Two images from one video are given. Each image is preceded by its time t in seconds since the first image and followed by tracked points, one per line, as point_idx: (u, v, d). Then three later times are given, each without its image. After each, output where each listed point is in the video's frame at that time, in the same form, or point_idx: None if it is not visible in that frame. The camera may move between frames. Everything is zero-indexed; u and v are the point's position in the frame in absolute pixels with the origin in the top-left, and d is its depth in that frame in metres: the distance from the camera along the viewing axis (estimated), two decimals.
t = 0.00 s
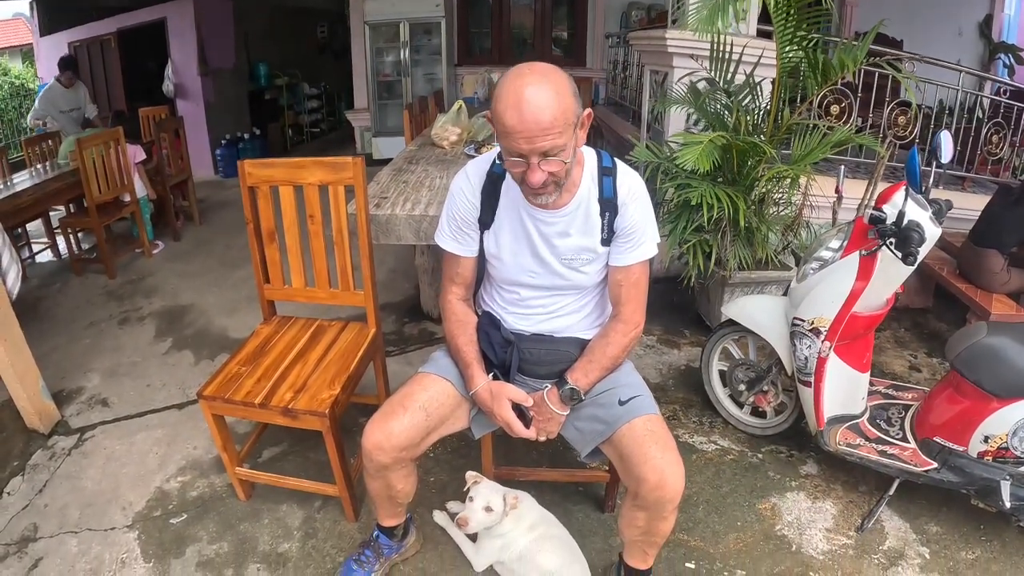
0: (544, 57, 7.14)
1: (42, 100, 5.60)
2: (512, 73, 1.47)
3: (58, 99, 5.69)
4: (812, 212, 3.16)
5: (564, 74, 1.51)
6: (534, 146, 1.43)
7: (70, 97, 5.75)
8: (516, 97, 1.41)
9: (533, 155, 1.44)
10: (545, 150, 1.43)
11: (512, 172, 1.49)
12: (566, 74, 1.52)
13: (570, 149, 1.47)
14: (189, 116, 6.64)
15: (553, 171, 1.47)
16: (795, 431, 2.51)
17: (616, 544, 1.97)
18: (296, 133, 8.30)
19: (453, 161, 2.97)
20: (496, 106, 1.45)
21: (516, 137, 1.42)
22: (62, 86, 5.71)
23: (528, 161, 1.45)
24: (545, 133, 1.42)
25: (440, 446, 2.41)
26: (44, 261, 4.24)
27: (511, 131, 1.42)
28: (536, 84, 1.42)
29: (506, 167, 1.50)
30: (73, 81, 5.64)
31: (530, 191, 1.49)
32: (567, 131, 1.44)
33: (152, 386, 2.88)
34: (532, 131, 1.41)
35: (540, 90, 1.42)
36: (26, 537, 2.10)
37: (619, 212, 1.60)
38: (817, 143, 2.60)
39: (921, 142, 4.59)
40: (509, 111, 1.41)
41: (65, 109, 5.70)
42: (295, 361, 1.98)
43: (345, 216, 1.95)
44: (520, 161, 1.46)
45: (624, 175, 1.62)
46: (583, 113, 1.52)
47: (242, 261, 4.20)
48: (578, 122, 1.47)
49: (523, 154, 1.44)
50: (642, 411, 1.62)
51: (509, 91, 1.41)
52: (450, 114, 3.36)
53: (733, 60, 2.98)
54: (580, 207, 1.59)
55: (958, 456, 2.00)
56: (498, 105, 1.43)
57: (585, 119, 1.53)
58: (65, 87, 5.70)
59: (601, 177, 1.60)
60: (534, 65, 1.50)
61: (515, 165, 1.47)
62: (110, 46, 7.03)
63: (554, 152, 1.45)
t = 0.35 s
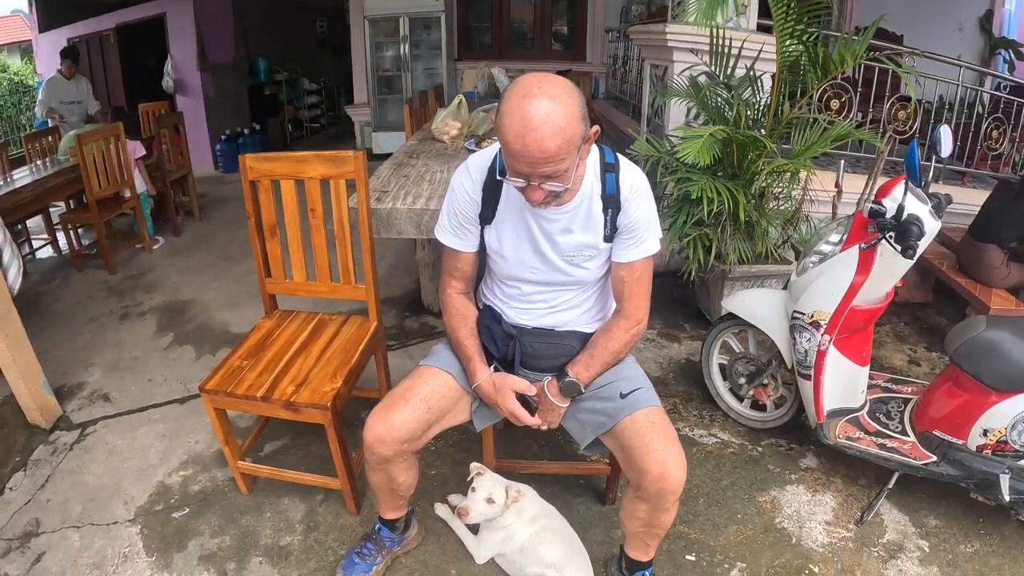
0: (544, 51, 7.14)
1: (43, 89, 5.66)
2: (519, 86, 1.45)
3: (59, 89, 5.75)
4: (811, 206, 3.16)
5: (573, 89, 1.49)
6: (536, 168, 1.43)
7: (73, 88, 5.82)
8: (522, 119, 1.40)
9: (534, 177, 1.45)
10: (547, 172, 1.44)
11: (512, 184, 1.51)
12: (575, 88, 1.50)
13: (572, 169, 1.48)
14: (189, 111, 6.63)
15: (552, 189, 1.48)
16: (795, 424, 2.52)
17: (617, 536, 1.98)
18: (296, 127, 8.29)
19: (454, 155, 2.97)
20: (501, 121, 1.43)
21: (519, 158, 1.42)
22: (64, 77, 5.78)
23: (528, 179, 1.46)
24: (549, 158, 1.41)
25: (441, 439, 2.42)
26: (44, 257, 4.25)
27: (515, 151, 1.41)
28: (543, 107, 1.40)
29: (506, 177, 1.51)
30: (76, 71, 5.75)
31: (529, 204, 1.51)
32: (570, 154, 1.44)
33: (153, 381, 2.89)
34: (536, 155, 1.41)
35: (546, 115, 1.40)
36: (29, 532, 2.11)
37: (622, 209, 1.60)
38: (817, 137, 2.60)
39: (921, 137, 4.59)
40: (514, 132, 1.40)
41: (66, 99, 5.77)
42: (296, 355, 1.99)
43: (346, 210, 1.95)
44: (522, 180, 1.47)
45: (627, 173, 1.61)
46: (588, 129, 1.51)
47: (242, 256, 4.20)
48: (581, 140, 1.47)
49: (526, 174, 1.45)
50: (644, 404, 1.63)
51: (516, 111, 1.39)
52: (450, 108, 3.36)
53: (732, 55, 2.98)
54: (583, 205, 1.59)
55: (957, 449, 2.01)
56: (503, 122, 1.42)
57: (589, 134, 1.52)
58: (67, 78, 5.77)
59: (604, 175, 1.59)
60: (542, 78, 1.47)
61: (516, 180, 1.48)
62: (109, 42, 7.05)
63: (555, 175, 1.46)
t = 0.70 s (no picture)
0: (544, 47, 7.13)
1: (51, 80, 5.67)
2: (521, 94, 1.43)
3: (63, 83, 5.77)
4: (811, 202, 3.17)
5: (576, 98, 1.47)
6: (536, 180, 1.43)
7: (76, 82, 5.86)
8: (524, 129, 1.38)
9: (534, 187, 1.45)
10: (547, 183, 1.43)
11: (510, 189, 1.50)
12: (578, 97, 1.48)
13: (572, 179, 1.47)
14: (188, 107, 6.62)
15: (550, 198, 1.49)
16: (794, 420, 2.52)
17: (617, 530, 1.99)
18: (296, 123, 8.29)
19: (454, 151, 2.97)
20: (502, 129, 1.42)
21: (520, 168, 1.42)
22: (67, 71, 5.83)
23: (527, 188, 1.46)
24: (549, 171, 1.41)
25: (442, 434, 2.42)
26: (45, 254, 4.25)
27: (515, 160, 1.40)
28: (546, 118, 1.39)
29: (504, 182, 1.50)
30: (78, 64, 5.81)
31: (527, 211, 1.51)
32: (570, 165, 1.43)
33: (154, 377, 2.89)
34: (538, 168, 1.40)
35: (550, 129, 1.39)
36: (30, 529, 2.11)
37: (622, 208, 1.60)
38: (817, 132, 2.60)
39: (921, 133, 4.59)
40: (516, 143, 1.39)
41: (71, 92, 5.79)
42: (297, 350, 2.00)
43: (347, 206, 1.96)
44: (521, 188, 1.46)
45: (627, 172, 1.61)
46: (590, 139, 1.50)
47: (242, 252, 4.20)
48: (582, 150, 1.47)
49: (526, 183, 1.44)
50: (643, 399, 1.63)
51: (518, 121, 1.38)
52: (450, 103, 3.35)
53: (732, 50, 2.97)
54: (584, 204, 1.59)
55: (956, 445, 2.01)
56: (505, 131, 1.40)
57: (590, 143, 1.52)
58: (70, 72, 5.81)
59: (605, 174, 1.59)
60: (544, 86, 1.46)
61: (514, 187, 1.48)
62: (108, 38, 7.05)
63: (555, 187, 1.45)
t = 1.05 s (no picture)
0: (544, 42, 7.13)
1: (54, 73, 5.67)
2: (472, 153, 1.29)
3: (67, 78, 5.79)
4: (810, 196, 3.17)
5: (536, 154, 1.31)
6: (487, 249, 1.32)
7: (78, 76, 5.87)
8: (471, 200, 1.25)
9: (489, 254, 1.34)
10: (501, 253, 1.31)
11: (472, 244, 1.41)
12: (540, 150, 1.32)
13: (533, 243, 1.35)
14: (187, 103, 6.61)
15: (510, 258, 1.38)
16: (794, 414, 2.53)
17: (617, 525, 1.99)
18: (296, 119, 8.29)
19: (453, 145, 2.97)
20: (452, 193, 1.29)
21: (472, 239, 1.30)
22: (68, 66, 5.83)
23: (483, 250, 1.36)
24: (502, 244, 1.29)
25: (442, 428, 2.42)
26: (44, 251, 4.25)
27: (465, 230, 1.29)
28: (494, 189, 1.24)
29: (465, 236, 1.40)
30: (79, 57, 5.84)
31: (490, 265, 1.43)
32: (527, 235, 1.30)
33: (154, 373, 2.90)
34: (489, 242, 1.28)
35: (499, 203, 1.25)
36: (31, 524, 2.12)
37: (609, 231, 1.53)
38: (818, 127, 2.59)
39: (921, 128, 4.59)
40: (462, 213, 1.27)
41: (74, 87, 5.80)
42: (297, 345, 2.00)
43: (346, 201, 1.96)
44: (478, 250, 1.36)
45: (612, 192, 1.52)
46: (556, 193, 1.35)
47: (242, 247, 4.20)
48: (543, 211, 1.31)
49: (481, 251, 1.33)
50: (645, 394, 1.63)
51: (463, 191, 1.24)
52: (450, 98, 3.34)
53: (732, 45, 2.97)
54: (567, 229, 1.53)
55: (955, 440, 2.02)
56: (455, 199, 1.28)
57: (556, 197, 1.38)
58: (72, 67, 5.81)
59: (586, 199, 1.50)
60: (499, 143, 1.30)
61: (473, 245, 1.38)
62: (107, 34, 7.03)
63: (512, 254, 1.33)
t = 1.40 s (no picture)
0: (544, 37, 7.12)
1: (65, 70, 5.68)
2: (417, 255, 1.08)
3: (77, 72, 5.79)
4: (810, 192, 3.17)
5: (492, 250, 1.07)
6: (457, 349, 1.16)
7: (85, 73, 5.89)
8: (420, 317, 1.08)
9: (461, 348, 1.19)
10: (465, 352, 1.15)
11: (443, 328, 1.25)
12: (496, 244, 1.07)
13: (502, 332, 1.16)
14: (187, 99, 6.59)
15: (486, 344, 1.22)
16: (794, 410, 2.53)
17: (617, 519, 2.00)
18: (296, 115, 8.28)
19: (454, 141, 2.97)
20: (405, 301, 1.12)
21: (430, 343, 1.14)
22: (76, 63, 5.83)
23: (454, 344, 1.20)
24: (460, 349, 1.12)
25: (442, 424, 2.43)
26: (45, 247, 4.25)
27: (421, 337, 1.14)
28: (440, 306, 1.05)
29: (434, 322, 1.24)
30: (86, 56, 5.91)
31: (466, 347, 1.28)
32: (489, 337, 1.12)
33: (155, 369, 2.90)
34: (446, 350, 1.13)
35: (447, 325, 1.07)
36: (33, 521, 2.12)
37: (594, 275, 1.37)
38: (818, 123, 2.59)
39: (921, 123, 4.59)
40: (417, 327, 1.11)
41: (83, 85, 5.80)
42: (298, 340, 2.00)
43: (347, 197, 1.96)
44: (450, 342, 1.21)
45: (593, 234, 1.32)
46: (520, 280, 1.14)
47: (242, 243, 4.20)
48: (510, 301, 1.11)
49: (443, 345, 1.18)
50: (645, 393, 1.62)
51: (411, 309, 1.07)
52: (450, 93, 3.34)
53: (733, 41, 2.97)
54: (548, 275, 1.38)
55: (955, 435, 2.02)
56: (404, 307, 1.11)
57: (524, 282, 1.16)
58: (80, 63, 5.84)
59: (565, 248, 1.32)
60: (446, 239, 1.07)
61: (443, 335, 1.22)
62: (106, 31, 7.02)
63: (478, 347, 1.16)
